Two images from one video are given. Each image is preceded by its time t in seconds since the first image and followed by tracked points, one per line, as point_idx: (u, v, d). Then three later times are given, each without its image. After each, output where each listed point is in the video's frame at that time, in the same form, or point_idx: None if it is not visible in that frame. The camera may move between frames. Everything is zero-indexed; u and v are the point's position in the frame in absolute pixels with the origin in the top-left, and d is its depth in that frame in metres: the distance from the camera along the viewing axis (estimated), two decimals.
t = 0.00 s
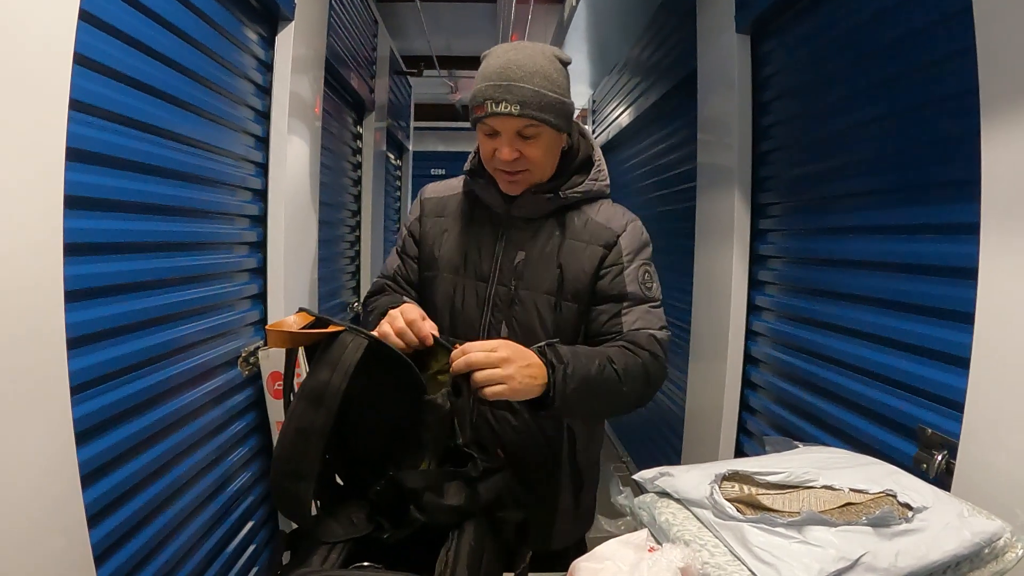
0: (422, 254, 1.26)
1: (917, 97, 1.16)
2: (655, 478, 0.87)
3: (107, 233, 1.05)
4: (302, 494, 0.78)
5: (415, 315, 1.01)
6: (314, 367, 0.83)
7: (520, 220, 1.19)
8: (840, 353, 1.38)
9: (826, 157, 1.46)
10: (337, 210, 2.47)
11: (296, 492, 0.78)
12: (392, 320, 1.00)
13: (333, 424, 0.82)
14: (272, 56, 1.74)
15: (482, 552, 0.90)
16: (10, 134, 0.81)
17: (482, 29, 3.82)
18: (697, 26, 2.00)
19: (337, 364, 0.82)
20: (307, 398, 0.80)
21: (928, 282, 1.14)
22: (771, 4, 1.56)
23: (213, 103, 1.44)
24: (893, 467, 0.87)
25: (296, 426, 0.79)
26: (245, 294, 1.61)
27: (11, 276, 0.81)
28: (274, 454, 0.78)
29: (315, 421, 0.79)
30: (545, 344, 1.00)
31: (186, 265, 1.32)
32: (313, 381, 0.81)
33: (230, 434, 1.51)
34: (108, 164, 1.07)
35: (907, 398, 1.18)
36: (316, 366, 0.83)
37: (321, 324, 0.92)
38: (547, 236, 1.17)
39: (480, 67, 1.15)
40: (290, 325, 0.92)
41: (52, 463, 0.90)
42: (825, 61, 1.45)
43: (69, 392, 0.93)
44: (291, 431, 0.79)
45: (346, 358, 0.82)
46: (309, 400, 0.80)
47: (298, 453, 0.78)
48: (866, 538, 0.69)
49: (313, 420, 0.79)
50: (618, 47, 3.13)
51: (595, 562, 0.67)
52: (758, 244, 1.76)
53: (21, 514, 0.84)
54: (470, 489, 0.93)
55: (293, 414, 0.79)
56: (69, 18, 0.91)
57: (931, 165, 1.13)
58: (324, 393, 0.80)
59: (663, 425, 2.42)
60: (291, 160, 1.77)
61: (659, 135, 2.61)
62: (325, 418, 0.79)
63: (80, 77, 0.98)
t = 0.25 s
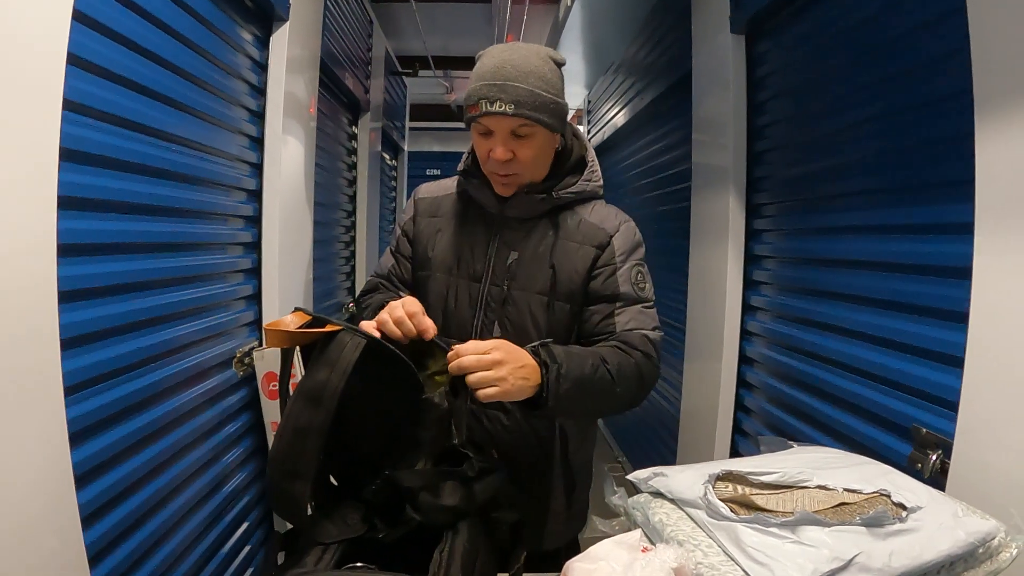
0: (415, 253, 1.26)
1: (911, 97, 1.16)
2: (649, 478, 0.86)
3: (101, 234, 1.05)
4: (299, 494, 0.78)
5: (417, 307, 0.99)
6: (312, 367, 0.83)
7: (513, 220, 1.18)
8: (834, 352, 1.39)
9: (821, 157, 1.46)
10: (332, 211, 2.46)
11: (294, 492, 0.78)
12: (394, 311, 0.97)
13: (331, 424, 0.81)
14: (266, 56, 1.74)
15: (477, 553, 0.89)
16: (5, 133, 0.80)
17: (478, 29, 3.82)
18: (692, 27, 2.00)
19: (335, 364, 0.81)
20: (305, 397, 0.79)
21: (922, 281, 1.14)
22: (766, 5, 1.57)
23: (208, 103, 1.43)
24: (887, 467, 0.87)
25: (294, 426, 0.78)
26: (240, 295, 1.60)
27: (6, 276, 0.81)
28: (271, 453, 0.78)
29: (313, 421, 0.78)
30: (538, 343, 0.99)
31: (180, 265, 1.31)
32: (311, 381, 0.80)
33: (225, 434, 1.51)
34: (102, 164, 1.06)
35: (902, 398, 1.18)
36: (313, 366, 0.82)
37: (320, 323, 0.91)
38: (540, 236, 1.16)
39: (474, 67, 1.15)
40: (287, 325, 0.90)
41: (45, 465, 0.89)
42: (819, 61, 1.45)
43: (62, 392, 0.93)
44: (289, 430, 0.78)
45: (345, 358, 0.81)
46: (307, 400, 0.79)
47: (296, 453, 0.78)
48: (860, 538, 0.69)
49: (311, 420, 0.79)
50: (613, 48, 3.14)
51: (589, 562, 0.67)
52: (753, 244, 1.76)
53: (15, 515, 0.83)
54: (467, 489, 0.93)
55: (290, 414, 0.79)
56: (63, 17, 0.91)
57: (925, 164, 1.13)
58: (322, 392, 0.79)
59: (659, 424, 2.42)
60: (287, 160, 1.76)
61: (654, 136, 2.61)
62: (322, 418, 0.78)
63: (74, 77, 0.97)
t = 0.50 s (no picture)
0: (413, 253, 1.26)
1: (909, 97, 1.16)
2: (647, 477, 0.86)
3: (99, 234, 1.04)
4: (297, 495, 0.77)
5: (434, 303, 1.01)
6: (311, 369, 0.83)
7: (510, 220, 1.18)
8: (832, 353, 1.39)
9: (818, 157, 1.46)
10: (330, 211, 2.46)
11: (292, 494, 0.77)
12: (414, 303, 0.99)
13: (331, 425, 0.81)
14: (264, 56, 1.74)
15: (475, 553, 0.90)
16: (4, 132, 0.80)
17: (476, 29, 3.82)
18: (690, 27, 2.00)
19: (335, 366, 0.81)
20: (304, 399, 0.79)
21: (920, 281, 1.14)
22: (764, 4, 1.57)
23: (206, 103, 1.43)
24: (884, 466, 0.87)
25: (293, 428, 0.78)
26: (238, 295, 1.60)
27: (3, 275, 0.81)
28: (270, 456, 0.78)
29: (312, 423, 0.78)
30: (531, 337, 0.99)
31: (178, 265, 1.31)
32: (310, 384, 0.80)
33: (223, 435, 1.50)
34: (99, 164, 1.06)
35: (900, 397, 1.19)
36: (312, 368, 0.82)
37: (320, 324, 0.91)
38: (537, 236, 1.16)
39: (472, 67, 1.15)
40: (289, 324, 0.90)
41: (43, 466, 0.89)
42: (817, 61, 1.45)
43: (60, 393, 0.93)
44: (288, 432, 0.78)
45: (344, 360, 0.81)
46: (306, 401, 0.79)
47: (295, 455, 0.77)
48: (858, 537, 0.69)
49: (309, 422, 0.78)
50: (611, 47, 3.14)
51: (587, 562, 0.67)
52: (751, 243, 1.76)
53: (14, 516, 0.83)
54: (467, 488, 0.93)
55: (290, 416, 0.79)
56: (61, 16, 0.90)
57: (923, 163, 1.14)
58: (321, 394, 0.79)
59: (657, 424, 2.42)
60: (284, 160, 1.76)
61: (652, 135, 2.61)
62: (322, 420, 0.78)
63: (72, 77, 0.97)
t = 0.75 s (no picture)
0: (417, 253, 1.26)
1: (912, 96, 1.16)
2: (651, 477, 0.86)
3: (103, 235, 1.05)
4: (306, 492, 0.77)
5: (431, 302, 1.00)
6: (322, 364, 0.83)
7: (513, 220, 1.18)
8: (836, 353, 1.39)
9: (822, 156, 1.46)
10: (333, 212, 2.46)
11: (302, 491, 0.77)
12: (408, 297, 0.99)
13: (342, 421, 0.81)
14: (267, 56, 1.74)
15: (478, 552, 0.90)
16: (8, 133, 0.80)
17: (478, 29, 3.83)
18: (692, 27, 2.00)
19: (346, 361, 0.81)
20: (316, 394, 0.80)
21: (924, 281, 1.14)
22: (766, 4, 1.57)
23: (209, 103, 1.43)
24: (889, 466, 0.87)
25: (305, 424, 0.78)
26: (241, 295, 1.61)
27: (7, 276, 0.81)
28: (281, 452, 0.78)
29: (323, 419, 0.79)
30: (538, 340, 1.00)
31: (181, 266, 1.31)
32: (322, 379, 0.80)
33: (226, 435, 1.51)
34: (102, 165, 1.06)
35: (904, 398, 1.18)
36: (324, 364, 0.83)
37: (329, 320, 0.91)
38: (541, 237, 1.16)
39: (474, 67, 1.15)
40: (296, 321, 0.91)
41: (47, 466, 0.89)
42: (820, 60, 1.45)
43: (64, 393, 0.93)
44: (300, 427, 0.79)
45: (355, 356, 0.81)
46: (318, 397, 0.80)
47: (305, 450, 0.78)
48: (862, 537, 0.69)
49: (321, 417, 0.79)
50: (614, 47, 3.14)
51: (591, 562, 0.67)
52: (754, 243, 1.76)
53: (17, 516, 0.83)
54: (475, 485, 0.93)
55: (302, 411, 0.79)
56: (64, 17, 0.91)
57: (926, 163, 1.13)
58: (333, 389, 0.80)
59: (660, 424, 2.42)
60: (288, 160, 1.76)
61: (655, 135, 2.61)
62: (333, 416, 0.78)
63: (75, 78, 0.97)
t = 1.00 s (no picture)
0: (418, 254, 1.26)
1: (913, 97, 1.16)
2: (653, 479, 0.87)
3: (104, 236, 1.05)
4: (313, 494, 0.78)
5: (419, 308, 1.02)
6: (331, 366, 0.83)
7: (515, 222, 1.18)
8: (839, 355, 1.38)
9: (823, 157, 1.46)
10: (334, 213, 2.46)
11: (309, 492, 0.77)
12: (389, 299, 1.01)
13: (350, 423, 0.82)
14: (268, 58, 1.75)
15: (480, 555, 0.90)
16: (8, 135, 0.81)
17: (479, 30, 3.83)
18: (693, 28, 2.01)
19: (355, 363, 0.81)
20: (325, 396, 0.80)
21: (925, 281, 1.14)
22: (767, 5, 1.57)
23: (210, 105, 1.43)
24: (890, 467, 0.87)
25: (314, 425, 0.79)
26: (243, 296, 1.61)
27: (9, 278, 0.81)
28: (289, 454, 0.78)
29: (333, 421, 0.79)
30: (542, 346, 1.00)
31: (183, 267, 1.32)
32: (330, 382, 0.81)
33: (228, 436, 1.51)
34: (103, 167, 1.06)
35: (906, 399, 1.18)
36: (332, 366, 0.83)
37: (335, 322, 0.91)
38: (543, 239, 1.16)
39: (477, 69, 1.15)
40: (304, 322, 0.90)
41: (47, 468, 0.89)
42: (821, 61, 1.45)
43: (65, 395, 0.93)
44: (309, 429, 0.79)
45: (364, 358, 0.81)
46: (326, 399, 0.80)
47: (314, 452, 0.78)
48: (864, 538, 0.69)
49: (330, 419, 0.79)
50: (614, 48, 3.14)
51: (593, 563, 0.67)
52: (756, 244, 1.76)
53: (17, 518, 0.83)
54: (480, 487, 0.93)
55: (311, 413, 0.79)
56: (64, 19, 0.91)
57: (927, 164, 1.13)
58: (342, 391, 0.80)
59: (662, 425, 2.42)
60: (289, 162, 1.77)
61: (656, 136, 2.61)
62: (342, 418, 0.79)
63: (76, 80, 0.97)
